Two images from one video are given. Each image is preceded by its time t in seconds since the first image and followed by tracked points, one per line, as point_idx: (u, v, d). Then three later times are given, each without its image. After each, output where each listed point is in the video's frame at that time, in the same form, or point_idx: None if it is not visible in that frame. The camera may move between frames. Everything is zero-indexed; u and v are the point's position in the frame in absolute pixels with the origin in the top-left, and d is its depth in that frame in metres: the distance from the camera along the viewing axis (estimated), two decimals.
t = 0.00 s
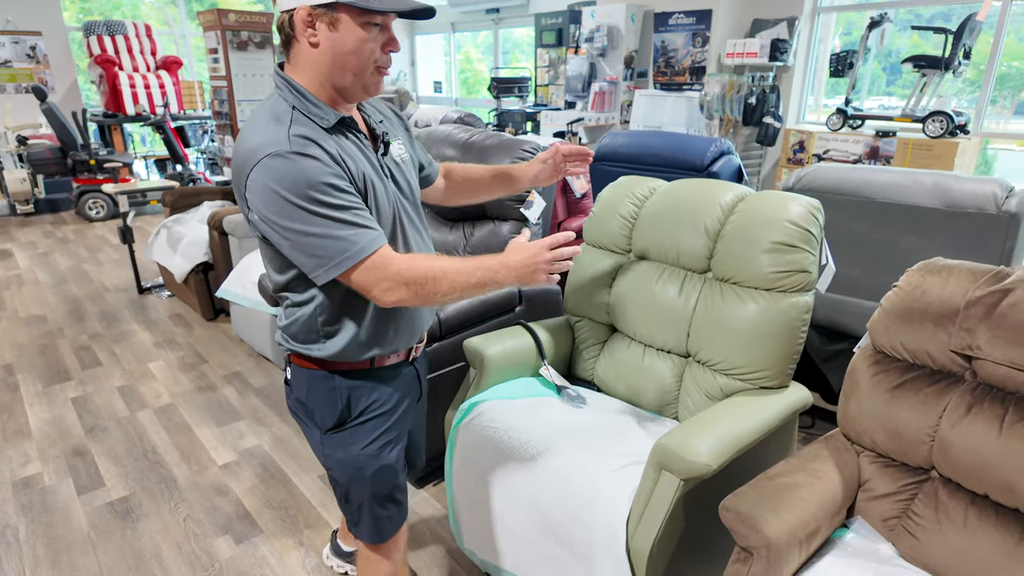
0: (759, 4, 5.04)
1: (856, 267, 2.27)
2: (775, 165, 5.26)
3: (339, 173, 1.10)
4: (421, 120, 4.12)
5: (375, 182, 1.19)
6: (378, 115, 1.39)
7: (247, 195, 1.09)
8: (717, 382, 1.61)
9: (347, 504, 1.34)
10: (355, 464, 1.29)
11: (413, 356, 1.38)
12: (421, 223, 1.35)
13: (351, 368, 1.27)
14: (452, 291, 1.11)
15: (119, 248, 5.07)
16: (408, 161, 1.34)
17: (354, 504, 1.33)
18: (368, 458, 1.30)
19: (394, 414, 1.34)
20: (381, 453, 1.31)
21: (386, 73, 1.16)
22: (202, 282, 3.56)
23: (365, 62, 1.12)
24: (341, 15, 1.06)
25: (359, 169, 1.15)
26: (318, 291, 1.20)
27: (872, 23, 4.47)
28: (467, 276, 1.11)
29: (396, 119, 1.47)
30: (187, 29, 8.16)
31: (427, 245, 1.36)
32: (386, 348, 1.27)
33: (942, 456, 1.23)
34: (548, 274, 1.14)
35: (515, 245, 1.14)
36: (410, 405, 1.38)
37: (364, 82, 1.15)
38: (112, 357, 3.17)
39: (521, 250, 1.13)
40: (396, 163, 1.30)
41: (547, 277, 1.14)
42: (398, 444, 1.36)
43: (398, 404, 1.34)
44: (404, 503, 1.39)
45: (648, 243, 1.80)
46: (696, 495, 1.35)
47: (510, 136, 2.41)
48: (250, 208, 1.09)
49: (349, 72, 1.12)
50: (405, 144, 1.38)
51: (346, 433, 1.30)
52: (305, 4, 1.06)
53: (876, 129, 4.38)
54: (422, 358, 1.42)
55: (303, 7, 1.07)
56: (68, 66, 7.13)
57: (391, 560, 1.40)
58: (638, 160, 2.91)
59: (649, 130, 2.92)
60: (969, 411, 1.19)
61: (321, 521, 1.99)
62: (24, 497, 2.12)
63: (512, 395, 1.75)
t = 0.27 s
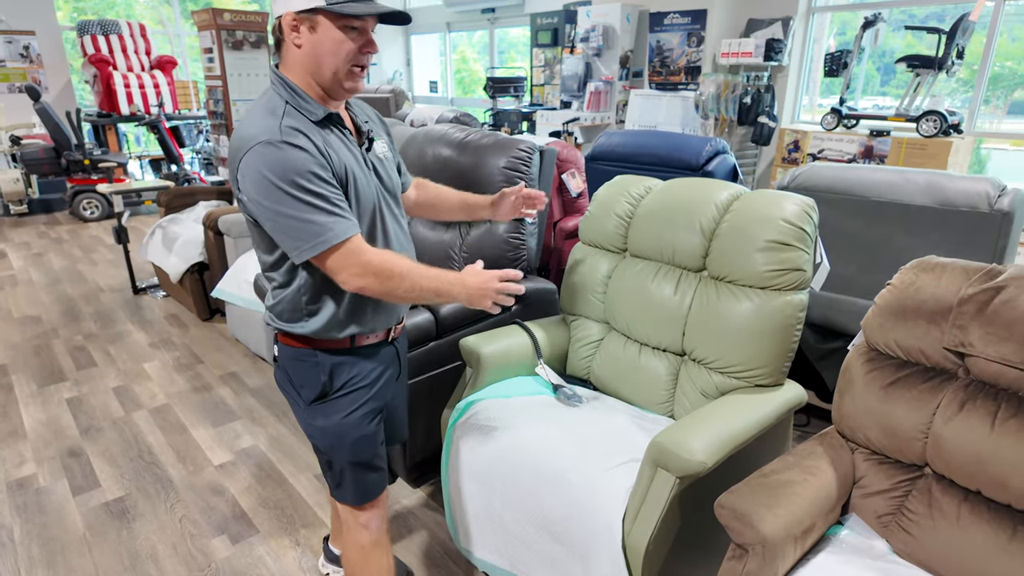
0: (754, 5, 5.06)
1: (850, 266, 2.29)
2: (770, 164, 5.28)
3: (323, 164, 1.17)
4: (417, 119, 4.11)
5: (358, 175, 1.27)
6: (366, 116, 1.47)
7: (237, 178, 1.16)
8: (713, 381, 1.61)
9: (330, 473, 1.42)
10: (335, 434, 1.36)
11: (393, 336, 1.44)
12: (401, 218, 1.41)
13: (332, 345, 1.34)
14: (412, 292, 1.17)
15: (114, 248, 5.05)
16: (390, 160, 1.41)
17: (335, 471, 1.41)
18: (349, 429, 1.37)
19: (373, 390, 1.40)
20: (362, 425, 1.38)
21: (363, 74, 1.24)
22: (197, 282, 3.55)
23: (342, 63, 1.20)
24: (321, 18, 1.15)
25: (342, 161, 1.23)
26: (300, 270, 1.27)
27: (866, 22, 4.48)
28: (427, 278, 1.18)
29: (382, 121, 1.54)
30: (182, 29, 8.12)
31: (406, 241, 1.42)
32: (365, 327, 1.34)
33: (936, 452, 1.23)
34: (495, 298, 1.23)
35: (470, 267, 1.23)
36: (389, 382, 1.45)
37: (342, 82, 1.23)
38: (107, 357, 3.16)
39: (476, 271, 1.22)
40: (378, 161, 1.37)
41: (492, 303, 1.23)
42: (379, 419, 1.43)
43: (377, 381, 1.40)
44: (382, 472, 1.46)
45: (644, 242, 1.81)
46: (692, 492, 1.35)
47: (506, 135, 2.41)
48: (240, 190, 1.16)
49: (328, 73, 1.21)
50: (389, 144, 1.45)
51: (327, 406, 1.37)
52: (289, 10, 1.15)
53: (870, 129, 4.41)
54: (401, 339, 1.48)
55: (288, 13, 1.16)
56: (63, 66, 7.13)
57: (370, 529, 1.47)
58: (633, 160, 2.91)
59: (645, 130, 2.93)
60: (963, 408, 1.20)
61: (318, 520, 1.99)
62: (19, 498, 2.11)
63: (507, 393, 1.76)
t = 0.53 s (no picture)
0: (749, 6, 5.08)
1: (844, 267, 2.31)
2: (765, 165, 5.31)
3: (300, 153, 1.21)
4: (413, 120, 4.11)
5: (340, 169, 1.29)
6: (364, 118, 1.49)
7: (220, 158, 1.21)
8: (709, 381, 1.62)
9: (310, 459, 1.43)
10: (312, 420, 1.38)
11: (377, 329, 1.44)
12: (386, 218, 1.42)
13: (312, 334, 1.35)
14: (370, 285, 1.19)
15: (110, 249, 5.04)
16: (381, 161, 1.43)
17: (315, 457, 1.42)
18: (326, 417, 1.38)
19: (354, 380, 1.40)
20: (340, 414, 1.39)
21: (343, 71, 1.28)
22: (194, 284, 3.55)
23: (320, 58, 1.25)
24: (300, 16, 1.22)
25: (324, 152, 1.26)
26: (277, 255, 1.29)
27: (859, 24, 4.51)
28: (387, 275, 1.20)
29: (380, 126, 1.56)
30: (177, 29, 8.11)
31: (390, 239, 1.43)
32: (343, 316, 1.35)
33: (930, 452, 1.25)
34: (456, 304, 1.25)
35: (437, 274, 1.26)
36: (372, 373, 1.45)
37: (321, 77, 1.27)
38: (104, 359, 3.16)
39: (441, 280, 1.24)
40: (367, 160, 1.38)
41: (454, 309, 1.24)
42: (359, 409, 1.43)
43: (358, 372, 1.40)
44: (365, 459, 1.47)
45: (640, 243, 1.82)
46: (688, 492, 1.37)
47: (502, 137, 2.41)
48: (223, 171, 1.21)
49: (308, 68, 1.26)
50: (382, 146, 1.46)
51: (307, 393, 1.38)
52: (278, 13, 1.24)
53: (863, 130, 4.42)
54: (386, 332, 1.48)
55: (278, 15, 1.25)
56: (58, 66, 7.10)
57: (354, 514, 1.48)
58: (629, 161, 2.93)
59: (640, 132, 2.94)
60: (956, 407, 1.22)
61: (315, 520, 1.99)
62: (16, 500, 2.11)
63: (504, 394, 1.78)
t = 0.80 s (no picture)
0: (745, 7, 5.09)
1: (840, 267, 2.31)
2: (761, 165, 5.32)
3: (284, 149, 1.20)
4: (410, 121, 4.10)
5: (326, 167, 1.27)
6: (363, 120, 1.48)
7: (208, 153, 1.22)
8: (705, 382, 1.62)
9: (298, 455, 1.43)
10: (297, 417, 1.37)
11: (368, 329, 1.43)
12: (377, 218, 1.40)
13: (299, 331, 1.35)
14: (349, 281, 1.18)
15: (105, 250, 5.03)
16: (376, 162, 1.42)
17: (301, 453, 1.41)
18: (312, 414, 1.37)
19: (342, 379, 1.39)
20: (327, 411, 1.38)
21: (330, 72, 1.27)
22: (190, 285, 3.54)
23: (305, 60, 1.25)
24: (287, 19, 1.23)
25: (310, 150, 1.25)
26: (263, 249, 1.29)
27: (854, 24, 4.52)
28: (368, 272, 1.19)
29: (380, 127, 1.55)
30: (173, 29, 8.07)
31: (381, 240, 1.41)
32: (331, 314, 1.34)
33: (926, 452, 1.25)
34: (442, 305, 1.24)
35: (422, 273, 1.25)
36: (363, 373, 1.43)
37: (308, 79, 1.27)
38: (99, 360, 3.15)
39: (426, 279, 1.24)
40: (361, 159, 1.37)
41: (439, 309, 1.24)
42: (348, 407, 1.41)
43: (346, 370, 1.39)
44: (354, 457, 1.46)
45: (637, 244, 1.82)
46: (685, 493, 1.37)
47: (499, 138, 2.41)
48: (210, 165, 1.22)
49: (295, 71, 1.26)
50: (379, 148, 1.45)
51: (293, 389, 1.37)
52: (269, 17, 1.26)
53: (859, 130, 4.45)
54: (379, 331, 1.47)
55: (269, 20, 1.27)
56: (52, 67, 7.06)
57: (342, 512, 1.47)
58: (625, 161, 2.93)
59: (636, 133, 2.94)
60: (953, 408, 1.22)
61: (312, 522, 1.99)
62: (10, 503, 2.10)
63: (502, 395, 1.77)
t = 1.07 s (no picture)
0: (741, 9, 5.10)
1: (836, 271, 2.31)
2: (757, 167, 5.34)
3: (274, 159, 1.20)
4: (406, 123, 4.10)
5: (319, 176, 1.27)
6: (360, 127, 1.48)
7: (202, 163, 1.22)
8: (702, 389, 1.62)
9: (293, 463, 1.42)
10: (293, 426, 1.37)
11: (365, 337, 1.42)
12: (373, 226, 1.40)
13: (295, 339, 1.34)
14: (340, 291, 1.18)
15: (100, 253, 5.01)
16: (372, 169, 1.41)
17: (296, 461, 1.41)
18: (307, 422, 1.36)
19: (338, 388, 1.38)
20: (323, 420, 1.37)
21: (320, 79, 1.27)
22: (185, 288, 3.53)
23: (295, 67, 1.25)
24: (276, 27, 1.23)
25: (302, 159, 1.24)
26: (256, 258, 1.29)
27: (849, 27, 4.53)
28: (360, 282, 1.19)
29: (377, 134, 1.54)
30: (168, 31, 8.04)
31: (376, 248, 1.40)
32: (326, 323, 1.33)
33: (922, 459, 1.25)
34: (436, 314, 1.25)
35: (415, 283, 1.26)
36: (359, 381, 1.43)
37: (298, 86, 1.27)
38: (94, 365, 3.13)
39: (419, 289, 1.25)
40: (356, 167, 1.36)
41: (433, 319, 1.25)
42: (343, 415, 1.41)
43: (342, 379, 1.39)
44: (350, 466, 1.45)
45: (634, 250, 1.81)
46: (682, 501, 1.37)
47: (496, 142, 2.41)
48: (203, 175, 1.22)
49: (285, 78, 1.26)
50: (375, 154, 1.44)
51: (289, 397, 1.37)
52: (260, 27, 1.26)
53: (855, 132, 4.46)
54: (376, 339, 1.46)
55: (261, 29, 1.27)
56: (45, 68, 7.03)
57: (337, 520, 1.46)
58: (622, 164, 2.93)
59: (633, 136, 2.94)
60: (949, 415, 1.22)
61: (309, 529, 1.98)
62: (4, 510, 2.09)
63: (498, 401, 1.77)
